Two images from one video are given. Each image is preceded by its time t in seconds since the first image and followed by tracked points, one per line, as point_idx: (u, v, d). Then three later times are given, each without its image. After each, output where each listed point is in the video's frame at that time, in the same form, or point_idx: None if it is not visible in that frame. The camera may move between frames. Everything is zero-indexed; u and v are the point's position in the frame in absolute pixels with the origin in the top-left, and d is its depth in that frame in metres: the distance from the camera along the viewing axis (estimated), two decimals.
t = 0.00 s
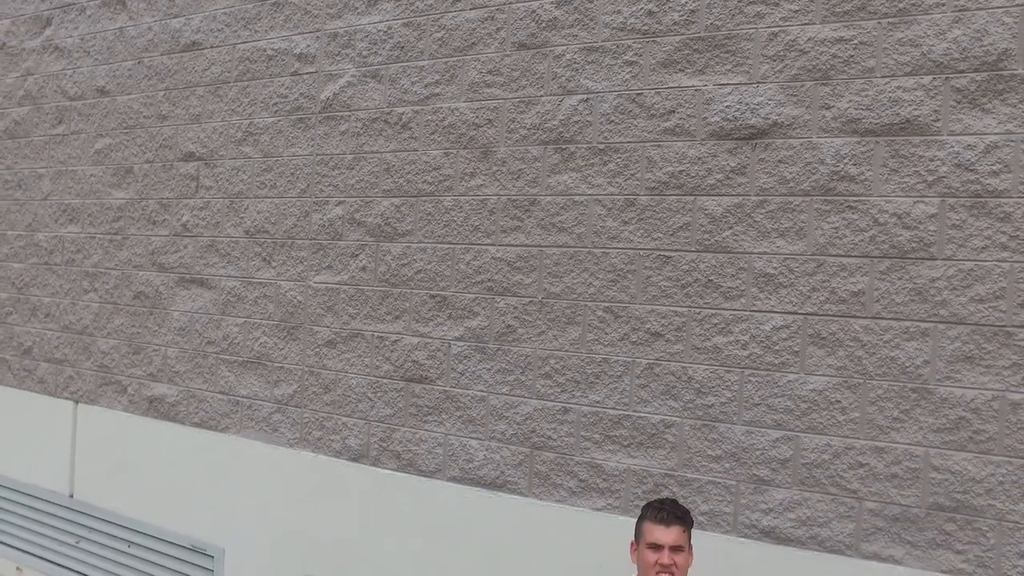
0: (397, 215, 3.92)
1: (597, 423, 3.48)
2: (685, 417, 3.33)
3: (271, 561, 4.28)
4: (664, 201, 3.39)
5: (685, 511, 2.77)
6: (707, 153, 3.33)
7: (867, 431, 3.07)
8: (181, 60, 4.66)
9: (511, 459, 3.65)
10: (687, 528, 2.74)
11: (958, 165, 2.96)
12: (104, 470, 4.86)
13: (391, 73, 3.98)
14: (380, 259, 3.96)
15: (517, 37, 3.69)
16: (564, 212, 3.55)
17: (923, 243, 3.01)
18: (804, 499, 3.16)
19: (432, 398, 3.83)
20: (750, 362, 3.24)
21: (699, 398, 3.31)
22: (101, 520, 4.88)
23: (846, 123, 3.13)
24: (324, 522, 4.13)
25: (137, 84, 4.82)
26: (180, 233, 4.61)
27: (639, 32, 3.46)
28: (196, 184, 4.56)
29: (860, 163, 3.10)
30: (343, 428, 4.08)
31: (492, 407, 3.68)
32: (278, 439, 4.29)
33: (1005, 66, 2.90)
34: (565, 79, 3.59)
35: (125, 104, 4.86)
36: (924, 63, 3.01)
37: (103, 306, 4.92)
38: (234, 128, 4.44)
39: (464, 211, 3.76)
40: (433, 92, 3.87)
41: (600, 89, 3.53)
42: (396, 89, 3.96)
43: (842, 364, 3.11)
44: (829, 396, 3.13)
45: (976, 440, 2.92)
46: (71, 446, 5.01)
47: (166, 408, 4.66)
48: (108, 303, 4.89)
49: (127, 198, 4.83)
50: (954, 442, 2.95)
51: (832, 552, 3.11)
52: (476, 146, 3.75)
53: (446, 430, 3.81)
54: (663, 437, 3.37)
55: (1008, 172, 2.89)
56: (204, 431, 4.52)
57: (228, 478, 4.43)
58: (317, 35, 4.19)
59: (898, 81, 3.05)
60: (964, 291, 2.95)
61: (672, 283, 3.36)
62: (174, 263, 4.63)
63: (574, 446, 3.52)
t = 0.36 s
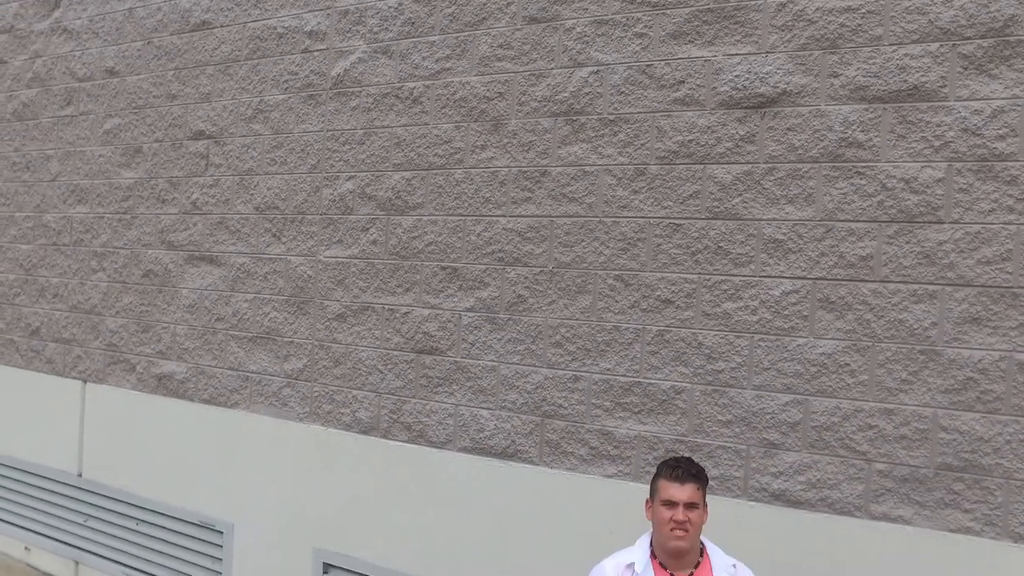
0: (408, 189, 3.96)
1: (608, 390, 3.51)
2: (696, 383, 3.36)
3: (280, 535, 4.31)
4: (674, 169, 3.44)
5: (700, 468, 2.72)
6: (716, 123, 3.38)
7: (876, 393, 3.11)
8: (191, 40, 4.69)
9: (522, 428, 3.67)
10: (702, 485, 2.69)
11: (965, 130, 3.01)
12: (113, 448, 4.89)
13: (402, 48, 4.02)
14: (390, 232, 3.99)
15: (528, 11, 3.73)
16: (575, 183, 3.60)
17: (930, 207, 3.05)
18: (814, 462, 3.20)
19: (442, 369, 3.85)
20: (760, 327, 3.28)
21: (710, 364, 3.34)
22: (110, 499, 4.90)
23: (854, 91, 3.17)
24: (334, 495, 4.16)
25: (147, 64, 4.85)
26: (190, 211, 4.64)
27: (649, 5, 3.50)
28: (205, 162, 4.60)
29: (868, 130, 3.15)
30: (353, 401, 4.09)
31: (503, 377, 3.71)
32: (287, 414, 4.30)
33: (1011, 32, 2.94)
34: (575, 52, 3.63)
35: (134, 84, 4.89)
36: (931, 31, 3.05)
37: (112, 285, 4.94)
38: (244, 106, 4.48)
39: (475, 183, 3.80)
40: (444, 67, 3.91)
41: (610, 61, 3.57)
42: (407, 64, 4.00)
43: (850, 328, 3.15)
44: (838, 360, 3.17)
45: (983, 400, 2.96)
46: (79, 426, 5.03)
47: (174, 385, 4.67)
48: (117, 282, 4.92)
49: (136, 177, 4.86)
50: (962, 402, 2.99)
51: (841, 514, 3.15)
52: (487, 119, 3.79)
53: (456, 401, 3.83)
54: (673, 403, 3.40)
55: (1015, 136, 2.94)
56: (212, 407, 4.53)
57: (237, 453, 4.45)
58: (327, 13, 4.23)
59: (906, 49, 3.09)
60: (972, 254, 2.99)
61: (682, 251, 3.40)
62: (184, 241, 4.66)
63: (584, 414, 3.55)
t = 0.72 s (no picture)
0: (416, 164, 3.94)
1: (619, 363, 3.48)
2: (708, 355, 3.34)
3: (286, 515, 4.26)
4: (685, 141, 3.42)
5: (718, 437, 2.69)
6: (728, 94, 3.36)
7: (890, 363, 3.09)
8: (197, 20, 4.67)
9: (532, 404, 3.63)
10: (720, 454, 2.67)
11: (979, 97, 2.99)
12: (118, 432, 4.85)
13: (410, 24, 4.00)
14: (399, 208, 3.97)
15: None
16: (585, 156, 3.59)
17: (944, 175, 3.03)
18: (828, 434, 3.17)
19: (450, 346, 3.82)
20: (772, 298, 3.26)
21: (722, 336, 3.32)
22: (114, 483, 4.86)
23: (867, 60, 3.15)
24: (340, 474, 4.11)
25: (152, 45, 4.83)
26: (195, 191, 4.62)
27: None
28: (211, 141, 4.57)
29: (881, 99, 3.13)
30: (360, 380, 4.05)
31: (513, 352, 3.67)
32: (293, 393, 4.26)
33: None
34: (586, 25, 3.62)
35: (140, 65, 4.87)
36: None
37: (116, 268, 4.91)
38: (251, 85, 4.46)
39: (484, 158, 3.78)
40: (453, 42, 3.89)
41: (620, 33, 3.55)
42: (416, 40, 3.98)
43: (864, 298, 3.13)
44: (851, 330, 3.14)
45: (998, 368, 2.94)
46: (82, 409, 4.99)
47: (179, 367, 4.64)
48: (122, 264, 4.89)
49: (141, 158, 4.83)
50: (976, 371, 2.97)
51: (855, 485, 3.12)
52: (496, 94, 3.78)
53: (465, 377, 3.79)
54: (684, 375, 3.37)
55: None
56: (217, 389, 4.49)
57: (242, 434, 4.40)
58: None
59: (919, 17, 3.08)
60: (986, 221, 2.97)
61: (694, 223, 3.39)
62: (189, 222, 4.63)
63: (595, 388, 3.52)
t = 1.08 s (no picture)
0: (423, 153, 3.89)
1: (630, 353, 3.43)
2: (720, 344, 3.29)
3: (290, 509, 4.21)
4: (697, 128, 3.38)
5: (736, 424, 2.65)
6: (740, 79, 3.32)
7: (906, 351, 3.04)
8: (199, 8, 4.61)
9: (541, 394, 3.58)
10: (738, 442, 2.63)
11: (997, 81, 2.94)
12: (119, 426, 4.79)
13: (416, 11, 3.95)
14: (405, 197, 3.92)
15: None
16: (595, 143, 3.54)
17: (962, 160, 2.98)
18: (843, 423, 3.12)
19: (457, 336, 3.76)
20: (786, 286, 3.21)
21: (735, 324, 3.28)
22: (114, 478, 4.81)
23: (882, 44, 3.10)
24: (346, 467, 4.06)
25: (154, 34, 4.77)
26: (198, 182, 4.56)
27: None
28: (214, 131, 4.52)
29: (897, 83, 3.08)
30: (366, 371, 3.99)
31: (522, 342, 3.62)
32: (297, 385, 4.20)
33: None
34: (595, 11, 3.57)
35: (141, 54, 4.81)
36: None
37: (117, 260, 4.85)
38: (254, 74, 4.40)
39: (492, 146, 3.74)
40: (460, 29, 3.84)
41: (631, 19, 3.50)
42: (422, 28, 3.93)
43: (879, 285, 3.09)
44: (867, 318, 3.10)
45: (1018, 356, 2.89)
46: (82, 403, 4.93)
47: (181, 360, 4.57)
48: (123, 256, 4.83)
49: (142, 149, 4.77)
50: (995, 359, 2.92)
51: (871, 475, 3.07)
52: (505, 81, 3.73)
53: (472, 368, 3.73)
54: (697, 365, 3.32)
55: None
56: (219, 381, 4.43)
57: (245, 427, 4.35)
58: None
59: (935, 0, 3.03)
60: (1005, 207, 2.92)
61: (706, 210, 3.34)
62: (191, 213, 4.57)
63: (605, 378, 3.47)
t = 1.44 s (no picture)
0: (431, 127, 3.82)
1: (643, 328, 3.36)
2: (737, 316, 3.23)
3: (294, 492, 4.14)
4: (712, 97, 3.31)
5: (762, 392, 2.58)
6: (756, 48, 3.25)
7: (928, 321, 2.98)
8: None
9: (552, 370, 3.51)
10: (764, 410, 2.56)
11: (1022, 45, 2.87)
12: (119, 410, 4.73)
13: None
14: (413, 172, 3.85)
15: None
16: (608, 115, 3.48)
17: (985, 126, 2.91)
18: (864, 395, 3.06)
19: (466, 313, 3.69)
20: (804, 256, 3.15)
21: (752, 296, 3.21)
22: (116, 463, 4.74)
23: (903, 9, 3.03)
24: (350, 448, 3.99)
25: (155, 12, 4.69)
26: (200, 161, 4.49)
27: None
28: (217, 109, 4.44)
29: (917, 49, 3.01)
30: (372, 350, 3.92)
31: (532, 318, 3.55)
32: (301, 365, 4.12)
33: None
34: None
35: (142, 33, 4.74)
36: None
37: (118, 242, 4.77)
38: (258, 50, 4.33)
39: (502, 120, 3.67)
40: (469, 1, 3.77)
41: None
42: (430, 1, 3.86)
43: (900, 254, 3.02)
44: (887, 288, 3.03)
45: None
46: (83, 388, 4.86)
47: (182, 342, 4.50)
48: (123, 238, 4.75)
49: (143, 129, 4.70)
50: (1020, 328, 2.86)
51: (893, 448, 3.01)
52: (515, 53, 3.66)
53: (482, 345, 3.66)
54: (712, 338, 3.26)
55: None
56: (221, 362, 4.36)
57: (248, 408, 4.27)
58: None
59: None
60: None
61: (721, 180, 3.28)
62: (193, 192, 4.49)
63: (619, 353, 3.40)
